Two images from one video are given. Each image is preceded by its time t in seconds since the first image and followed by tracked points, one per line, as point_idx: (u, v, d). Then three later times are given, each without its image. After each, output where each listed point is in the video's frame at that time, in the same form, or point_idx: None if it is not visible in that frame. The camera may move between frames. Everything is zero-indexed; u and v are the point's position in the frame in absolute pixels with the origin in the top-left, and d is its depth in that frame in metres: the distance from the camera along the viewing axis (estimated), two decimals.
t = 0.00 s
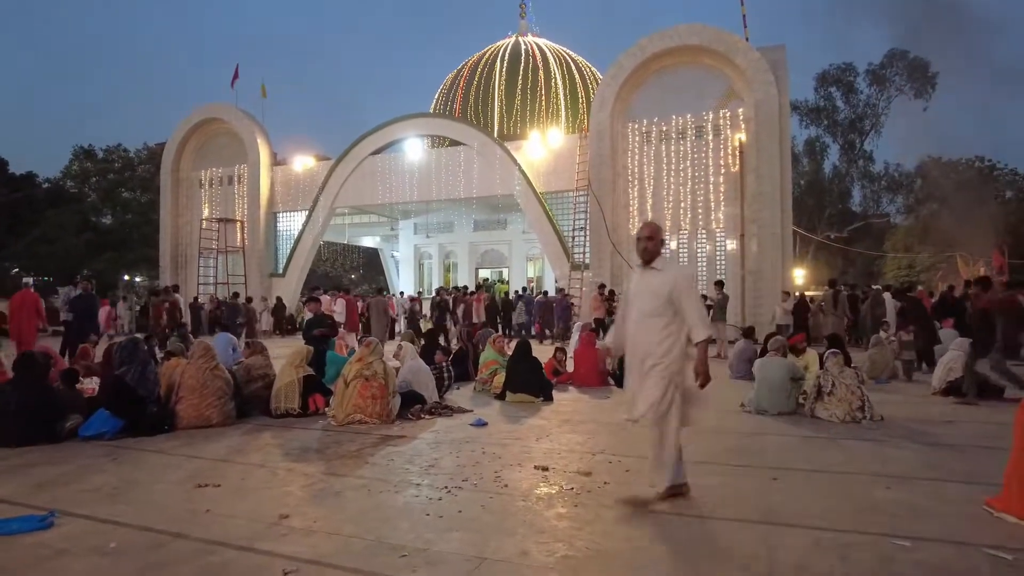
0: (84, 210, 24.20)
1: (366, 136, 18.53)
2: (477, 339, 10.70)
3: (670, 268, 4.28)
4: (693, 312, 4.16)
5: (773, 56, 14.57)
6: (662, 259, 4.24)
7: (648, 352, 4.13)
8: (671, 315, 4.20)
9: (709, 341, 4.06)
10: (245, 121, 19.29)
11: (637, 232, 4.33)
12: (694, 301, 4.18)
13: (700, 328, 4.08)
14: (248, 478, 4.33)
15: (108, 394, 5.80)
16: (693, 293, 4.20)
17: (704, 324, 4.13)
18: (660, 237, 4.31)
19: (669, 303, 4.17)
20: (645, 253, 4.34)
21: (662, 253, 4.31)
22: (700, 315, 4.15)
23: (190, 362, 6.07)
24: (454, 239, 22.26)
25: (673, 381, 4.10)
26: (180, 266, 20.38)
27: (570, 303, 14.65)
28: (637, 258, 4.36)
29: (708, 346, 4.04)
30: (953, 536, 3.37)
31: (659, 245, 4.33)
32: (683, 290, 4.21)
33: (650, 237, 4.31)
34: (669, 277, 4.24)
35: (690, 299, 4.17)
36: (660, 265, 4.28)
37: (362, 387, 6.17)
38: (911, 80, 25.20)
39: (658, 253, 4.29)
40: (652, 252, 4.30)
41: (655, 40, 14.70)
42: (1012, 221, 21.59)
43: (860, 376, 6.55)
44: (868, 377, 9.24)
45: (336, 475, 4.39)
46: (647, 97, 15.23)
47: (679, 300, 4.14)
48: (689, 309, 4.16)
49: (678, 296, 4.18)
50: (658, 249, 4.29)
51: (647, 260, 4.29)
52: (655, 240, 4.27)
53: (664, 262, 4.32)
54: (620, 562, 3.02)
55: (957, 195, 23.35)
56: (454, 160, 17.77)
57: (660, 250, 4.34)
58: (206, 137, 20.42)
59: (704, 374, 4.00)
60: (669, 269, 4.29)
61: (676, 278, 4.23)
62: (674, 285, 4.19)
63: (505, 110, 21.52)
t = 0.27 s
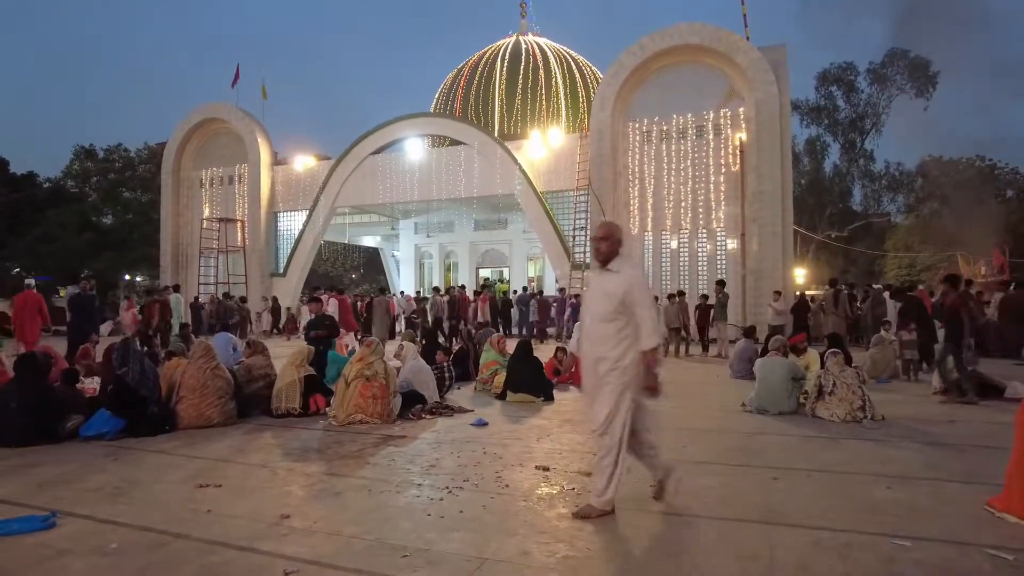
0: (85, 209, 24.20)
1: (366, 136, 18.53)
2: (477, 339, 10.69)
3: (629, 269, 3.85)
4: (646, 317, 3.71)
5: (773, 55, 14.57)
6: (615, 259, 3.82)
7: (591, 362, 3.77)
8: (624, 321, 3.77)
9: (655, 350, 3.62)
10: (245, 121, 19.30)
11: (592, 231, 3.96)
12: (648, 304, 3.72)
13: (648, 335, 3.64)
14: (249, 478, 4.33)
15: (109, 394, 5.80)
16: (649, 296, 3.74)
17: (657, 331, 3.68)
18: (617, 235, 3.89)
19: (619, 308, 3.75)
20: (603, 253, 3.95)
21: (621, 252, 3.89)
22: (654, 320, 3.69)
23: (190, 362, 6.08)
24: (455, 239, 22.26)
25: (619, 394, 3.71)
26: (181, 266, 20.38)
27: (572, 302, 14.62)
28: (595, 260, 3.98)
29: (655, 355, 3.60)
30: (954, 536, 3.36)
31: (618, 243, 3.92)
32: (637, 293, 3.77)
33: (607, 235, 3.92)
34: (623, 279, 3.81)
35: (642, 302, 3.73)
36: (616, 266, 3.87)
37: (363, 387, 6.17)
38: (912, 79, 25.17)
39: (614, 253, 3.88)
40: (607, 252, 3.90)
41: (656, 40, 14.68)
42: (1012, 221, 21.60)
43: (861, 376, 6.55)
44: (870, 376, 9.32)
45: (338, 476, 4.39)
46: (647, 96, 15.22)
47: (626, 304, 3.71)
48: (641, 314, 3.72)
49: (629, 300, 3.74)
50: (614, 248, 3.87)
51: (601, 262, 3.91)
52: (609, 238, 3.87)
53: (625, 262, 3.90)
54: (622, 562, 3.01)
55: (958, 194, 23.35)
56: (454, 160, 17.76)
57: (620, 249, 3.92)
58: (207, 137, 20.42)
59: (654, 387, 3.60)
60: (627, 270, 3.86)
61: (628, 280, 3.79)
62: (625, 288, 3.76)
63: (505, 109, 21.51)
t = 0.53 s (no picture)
0: (88, 209, 24.24)
1: (369, 136, 18.54)
2: (480, 339, 10.70)
3: (577, 262, 3.66)
4: (584, 311, 3.51)
5: (776, 55, 14.56)
6: (561, 253, 3.66)
7: (536, 361, 3.69)
8: (567, 318, 3.60)
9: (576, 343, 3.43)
10: (248, 121, 19.32)
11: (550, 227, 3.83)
12: (586, 298, 3.51)
13: (575, 329, 3.47)
14: (253, 478, 4.34)
15: (113, 394, 5.81)
16: (588, 289, 3.53)
17: (588, 324, 3.47)
18: (568, 228, 3.71)
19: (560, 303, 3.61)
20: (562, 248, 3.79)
21: (572, 245, 3.70)
22: (588, 314, 3.48)
23: (194, 362, 6.09)
24: (457, 239, 22.27)
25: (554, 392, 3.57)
26: (184, 266, 20.42)
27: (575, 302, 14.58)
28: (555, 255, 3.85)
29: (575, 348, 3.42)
30: (959, 537, 3.35)
31: (573, 236, 3.73)
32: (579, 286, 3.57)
33: (563, 229, 3.76)
34: (571, 274, 3.63)
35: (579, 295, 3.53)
36: (567, 260, 3.70)
37: (366, 387, 6.17)
38: (915, 79, 25.14)
39: (565, 247, 3.72)
40: (560, 246, 3.74)
41: (658, 40, 14.68)
42: (1016, 221, 21.56)
43: (865, 376, 6.54)
44: (873, 376, 9.31)
45: (342, 476, 4.40)
46: (650, 96, 15.21)
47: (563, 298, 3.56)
48: (579, 308, 3.52)
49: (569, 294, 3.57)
50: (565, 242, 3.71)
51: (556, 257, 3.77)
52: (560, 232, 3.72)
53: (578, 256, 3.70)
54: (626, 563, 3.01)
55: (961, 194, 23.33)
56: (457, 160, 17.76)
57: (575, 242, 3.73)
58: (210, 138, 20.46)
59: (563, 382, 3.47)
60: (577, 263, 3.67)
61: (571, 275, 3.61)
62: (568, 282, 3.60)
63: (508, 110, 21.52)
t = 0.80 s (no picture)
0: (96, 211, 24.36)
1: (374, 137, 18.56)
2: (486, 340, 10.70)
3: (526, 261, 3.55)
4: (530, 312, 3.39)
5: (782, 55, 14.51)
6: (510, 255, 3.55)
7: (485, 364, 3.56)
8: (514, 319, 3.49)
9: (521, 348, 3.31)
10: (254, 122, 19.38)
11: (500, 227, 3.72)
12: (530, 298, 3.41)
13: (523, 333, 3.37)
14: (261, 478, 4.35)
15: (122, 394, 5.82)
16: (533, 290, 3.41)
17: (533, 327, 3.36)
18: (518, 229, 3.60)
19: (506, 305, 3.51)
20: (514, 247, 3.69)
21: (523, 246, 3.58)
22: (534, 315, 3.36)
23: (202, 362, 6.12)
24: (463, 239, 22.27)
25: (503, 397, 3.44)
26: (191, 266, 20.49)
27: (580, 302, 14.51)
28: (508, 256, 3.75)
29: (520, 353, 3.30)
30: (969, 540, 3.33)
31: (522, 234, 3.62)
32: (523, 286, 3.45)
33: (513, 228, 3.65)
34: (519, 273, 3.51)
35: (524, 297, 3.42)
36: (515, 260, 3.59)
37: (373, 387, 6.18)
38: (923, 79, 25.01)
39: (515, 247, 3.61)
40: (509, 246, 3.63)
41: (665, 40, 14.66)
42: None
43: (873, 377, 6.51)
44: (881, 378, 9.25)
45: (349, 476, 4.40)
46: (656, 96, 15.18)
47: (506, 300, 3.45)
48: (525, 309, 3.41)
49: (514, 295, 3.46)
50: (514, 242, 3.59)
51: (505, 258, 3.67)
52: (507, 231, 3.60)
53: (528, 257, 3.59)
54: (633, 564, 3.01)
55: (970, 195, 23.19)
56: (463, 161, 17.76)
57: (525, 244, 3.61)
58: (217, 139, 20.53)
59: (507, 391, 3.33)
60: (525, 262, 3.54)
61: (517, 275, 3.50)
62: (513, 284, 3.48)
63: (513, 110, 21.53)
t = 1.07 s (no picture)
0: (108, 212, 24.56)
1: (384, 138, 18.62)
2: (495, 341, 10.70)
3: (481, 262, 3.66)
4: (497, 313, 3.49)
5: (793, 55, 14.44)
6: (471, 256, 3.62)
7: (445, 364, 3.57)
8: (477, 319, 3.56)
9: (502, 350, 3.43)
10: (265, 124, 19.48)
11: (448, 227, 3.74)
12: (496, 299, 3.50)
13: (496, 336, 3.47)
14: (273, 479, 4.36)
15: (134, 394, 5.86)
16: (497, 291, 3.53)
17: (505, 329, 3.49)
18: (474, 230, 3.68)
19: (466, 304, 3.57)
20: (462, 247, 3.75)
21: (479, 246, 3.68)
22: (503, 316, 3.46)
23: (213, 363, 6.15)
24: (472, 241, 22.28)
25: (474, 397, 3.49)
26: (202, 268, 20.61)
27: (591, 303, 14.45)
28: (456, 255, 3.81)
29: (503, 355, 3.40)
30: (986, 545, 3.30)
31: (473, 235, 3.70)
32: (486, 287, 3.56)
33: (463, 227, 3.72)
34: (475, 273, 3.59)
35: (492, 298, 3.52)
36: (469, 260, 3.66)
37: (384, 388, 6.20)
38: (935, 78, 24.80)
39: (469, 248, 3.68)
40: (462, 246, 3.69)
41: (675, 41, 14.62)
42: None
43: (886, 379, 6.46)
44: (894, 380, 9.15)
45: (360, 476, 4.42)
46: (666, 97, 15.13)
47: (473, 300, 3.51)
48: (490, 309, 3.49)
49: (476, 296, 3.53)
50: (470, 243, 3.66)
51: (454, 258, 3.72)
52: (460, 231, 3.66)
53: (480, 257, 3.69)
54: (645, 566, 3.00)
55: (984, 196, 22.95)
56: (472, 162, 17.78)
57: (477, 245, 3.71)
58: (227, 140, 20.66)
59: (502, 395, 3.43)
60: (479, 262, 3.64)
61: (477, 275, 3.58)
62: (473, 284, 3.56)
63: (523, 111, 21.53)
